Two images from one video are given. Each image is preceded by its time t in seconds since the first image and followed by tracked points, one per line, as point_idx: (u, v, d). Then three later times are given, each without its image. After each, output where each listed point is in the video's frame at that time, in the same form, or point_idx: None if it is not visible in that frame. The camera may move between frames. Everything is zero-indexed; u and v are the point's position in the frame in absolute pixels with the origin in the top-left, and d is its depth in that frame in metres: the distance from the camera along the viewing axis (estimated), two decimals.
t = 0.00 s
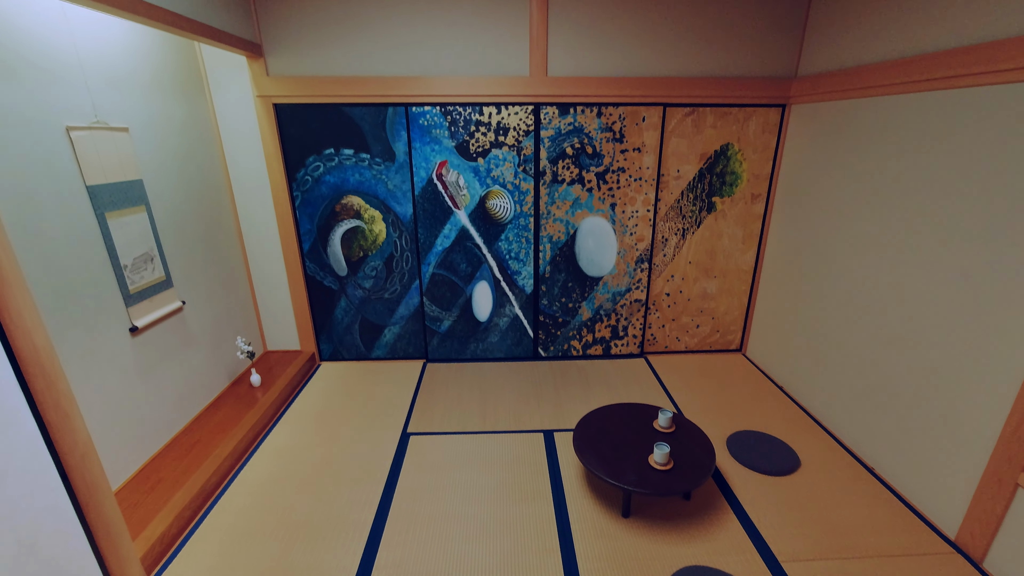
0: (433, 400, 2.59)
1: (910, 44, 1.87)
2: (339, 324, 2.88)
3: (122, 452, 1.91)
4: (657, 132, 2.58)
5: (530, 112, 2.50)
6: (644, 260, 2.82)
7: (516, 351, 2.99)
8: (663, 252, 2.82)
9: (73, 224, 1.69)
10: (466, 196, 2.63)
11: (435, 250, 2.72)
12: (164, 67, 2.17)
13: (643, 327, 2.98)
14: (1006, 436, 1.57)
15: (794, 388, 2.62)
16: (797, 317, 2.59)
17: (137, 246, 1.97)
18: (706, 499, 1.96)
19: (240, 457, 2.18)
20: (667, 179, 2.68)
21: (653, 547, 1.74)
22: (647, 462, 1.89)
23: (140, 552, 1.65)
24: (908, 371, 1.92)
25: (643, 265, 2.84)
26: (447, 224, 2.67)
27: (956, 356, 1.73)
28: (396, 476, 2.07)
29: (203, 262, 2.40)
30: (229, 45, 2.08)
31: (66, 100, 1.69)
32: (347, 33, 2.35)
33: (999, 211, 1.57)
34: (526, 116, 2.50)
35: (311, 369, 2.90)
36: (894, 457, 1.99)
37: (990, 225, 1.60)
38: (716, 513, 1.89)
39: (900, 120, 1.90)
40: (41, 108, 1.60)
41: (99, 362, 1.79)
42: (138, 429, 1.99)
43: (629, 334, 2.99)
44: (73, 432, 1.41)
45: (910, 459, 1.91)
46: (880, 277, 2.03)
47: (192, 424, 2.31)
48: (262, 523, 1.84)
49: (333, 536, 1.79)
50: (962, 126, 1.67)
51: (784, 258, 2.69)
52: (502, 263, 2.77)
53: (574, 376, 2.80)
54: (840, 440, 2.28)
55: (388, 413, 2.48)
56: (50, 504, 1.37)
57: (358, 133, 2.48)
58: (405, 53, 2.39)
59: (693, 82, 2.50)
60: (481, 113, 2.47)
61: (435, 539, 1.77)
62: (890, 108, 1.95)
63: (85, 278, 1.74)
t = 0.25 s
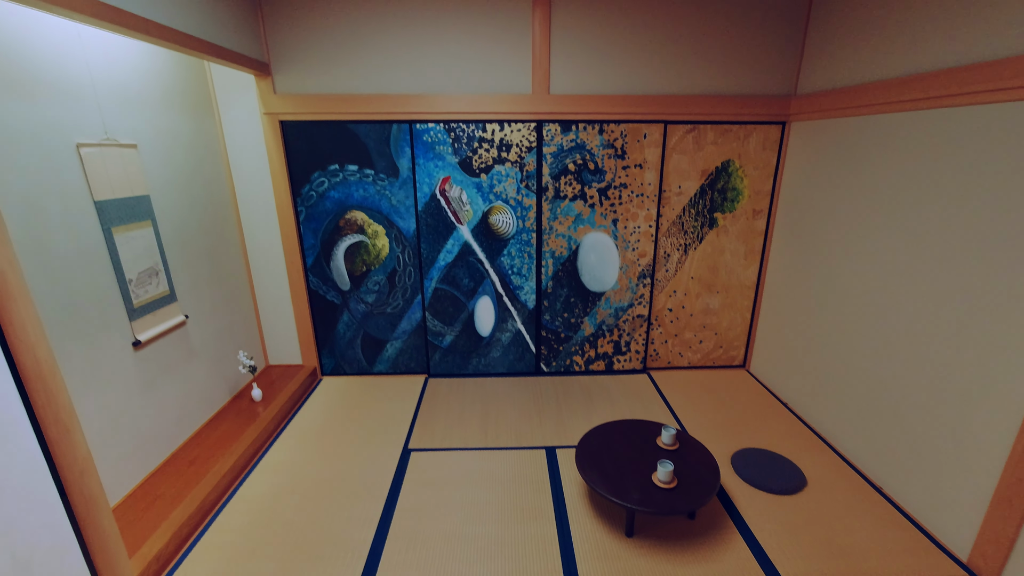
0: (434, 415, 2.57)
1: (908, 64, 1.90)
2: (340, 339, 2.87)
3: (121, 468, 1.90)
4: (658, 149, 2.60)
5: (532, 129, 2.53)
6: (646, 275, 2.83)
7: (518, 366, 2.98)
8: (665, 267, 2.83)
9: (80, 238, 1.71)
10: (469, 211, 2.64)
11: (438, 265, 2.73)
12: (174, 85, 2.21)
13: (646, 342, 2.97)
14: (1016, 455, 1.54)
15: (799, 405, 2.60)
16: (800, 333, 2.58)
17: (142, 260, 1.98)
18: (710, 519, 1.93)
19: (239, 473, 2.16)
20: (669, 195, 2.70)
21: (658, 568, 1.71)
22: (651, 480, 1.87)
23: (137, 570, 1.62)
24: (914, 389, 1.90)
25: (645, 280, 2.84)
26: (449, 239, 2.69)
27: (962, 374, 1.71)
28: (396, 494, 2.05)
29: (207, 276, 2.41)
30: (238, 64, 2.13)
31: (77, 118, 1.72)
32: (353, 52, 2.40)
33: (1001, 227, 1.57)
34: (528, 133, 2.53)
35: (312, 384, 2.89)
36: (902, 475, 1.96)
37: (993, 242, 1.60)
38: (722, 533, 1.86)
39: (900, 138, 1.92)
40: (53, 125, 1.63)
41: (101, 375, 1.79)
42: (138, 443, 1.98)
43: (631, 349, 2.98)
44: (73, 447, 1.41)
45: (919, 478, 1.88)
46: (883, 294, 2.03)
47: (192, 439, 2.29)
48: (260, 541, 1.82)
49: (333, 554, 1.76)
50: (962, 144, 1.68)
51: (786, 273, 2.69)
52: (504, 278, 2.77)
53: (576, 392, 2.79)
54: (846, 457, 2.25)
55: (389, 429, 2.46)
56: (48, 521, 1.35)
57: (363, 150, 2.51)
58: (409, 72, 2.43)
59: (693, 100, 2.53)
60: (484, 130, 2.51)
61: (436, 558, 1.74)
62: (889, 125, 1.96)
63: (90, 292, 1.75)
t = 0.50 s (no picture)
0: (439, 432, 2.55)
1: (909, 79, 1.91)
2: (345, 354, 2.87)
3: (126, 485, 1.89)
4: (661, 164, 2.62)
5: (536, 146, 2.55)
6: (651, 289, 2.82)
7: (523, 382, 2.97)
8: (670, 282, 2.82)
9: (90, 256, 1.73)
10: (474, 227, 2.66)
11: (442, 281, 2.74)
12: (186, 107, 2.26)
13: (652, 357, 2.95)
14: None
15: (808, 421, 2.56)
16: (807, 348, 2.56)
17: (151, 277, 2.01)
18: (720, 537, 1.89)
19: (243, 490, 2.15)
20: (672, 210, 2.71)
21: None
22: (659, 498, 1.84)
23: None
24: (926, 404, 1.87)
25: (650, 295, 2.83)
26: (454, 255, 2.70)
27: (975, 388, 1.68)
28: (401, 511, 2.02)
29: (214, 292, 2.43)
30: (249, 86, 2.18)
31: (91, 139, 1.76)
32: (361, 72, 2.45)
33: (1008, 240, 1.56)
34: (532, 149, 2.56)
35: (317, 400, 2.88)
36: (916, 493, 1.92)
37: (1000, 255, 1.59)
38: (732, 553, 1.82)
39: (904, 152, 1.93)
40: (68, 147, 1.67)
41: (109, 393, 1.80)
42: (143, 460, 1.98)
43: (637, 364, 2.96)
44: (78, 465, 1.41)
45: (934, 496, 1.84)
46: (891, 308, 2.01)
47: (196, 456, 2.28)
48: (263, 559, 1.80)
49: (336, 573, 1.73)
50: (966, 158, 1.68)
51: (793, 287, 2.67)
52: (509, 293, 2.78)
53: (582, 408, 2.76)
54: (858, 474, 2.21)
55: (394, 446, 2.45)
56: (51, 540, 1.35)
57: (369, 168, 2.55)
58: (415, 91, 2.47)
59: (696, 117, 2.56)
60: (488, 147, 2.54)
61: None
62: (892, 140, 1.97)
63: (100, 310, 1.77)
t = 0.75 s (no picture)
0: (442, 452, 2.52)
1: (907, 99, 1.94)
2: (348, 373, 2.86)
3: (124, 506, 1.87)
4: (663, 183, 2.64)
5: (538, 165, 2.58)
6: (654, 307, 2.82)
7: (526, 401, 2.94)
8: (673, 299, 2.82)
9: (95, 275, 1.74)
10: (477, 246, 2.67)
11: (445, 299, 2.74)
12: (195, 129, 2.31)
13: (656, 375, 2.93)
14: None
15: (816, 440, 2.52)
16: (813, 366, 2.53)
17: (155, 296, 2.02)
18: (729, 560, 1.84)
19: (242, 511, 2.12)
20: (675, 228, 2.72)
21: None
22: (665, 519, 1.80)
23: None
24: (936, 424, 1.84)
25: (653, 312, 2.82)
26: (457, 273, 2.71)
27: (985, 407, 1.66)
28: (402, 533, 1.99)
29: (217, 311, 2.44)
30: (256, 108, 2.22)
31: (101, 161, 1.79)
32: (366, 94, 2.49)
33: (1012, 258, 1.56)
34: (535, 169, 2.59)
35: (318, 419, 2.86)
36: (929, 515, 1.88)
37: (1005, 271, 1.59)
38: None
39: (904, 170, 1.94)
40: (78, 168, 1.70)
41: (111, 412, 1.79)
42: (142, 481, 1.96)
43: (641, 382, 2.93)
44: (76, 487, 1.40)
45: (947, 518, 1.80)
46: (897, 326, 2.00)
47: (196, 477, 2.26)
48: None
49: None
50: (966, 176, 1.69)
51: (797, 305, 2.66)
52: (512, 311, 2.77)
53: (586, 427, 2.73)
54: (869, 495, 2.16)
55: (396, 466, 2.42)
56: (45, 564, 1.33)
57: (373, 187, 2.58)
58: (419, 112, 2.52)
59: (696, 136, 2.58)
60: (491, 166, 2.56)
61: None
62: (892, 158, 1.99)
63: (104, 329, 1.78)
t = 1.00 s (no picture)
0: (442, 468, 2.50)
1: (904, 117, 1.96)
2: (348, 388, 2.84)
3: (120, 524, 1.84)
4: (663, 198, 2.66)
5: (539, 181, 2.60)
6: (655, 322, 2.81)
7: (527, 416, 2.92)
8: (674, 314, 2.81)
9: (97, 290, 1.75)
10: (478, 261, 2.68)
11: (446, 314, 2.74)
12: (200, 146, 2.34)
13: (657, 391, 2.91)
14: None
15: (820, 457, 2.49)
16: (816, 382, 2.52)
17: (156, 311, 2.02)
18: None
19: (239, 529, 2.08)
20: (675, 243, 2.73)
21: None
22: (668, 538, 1.77)
23: None
24: (941, 441, 1.82)
25: (655, 327, 2.82)
26: (458, 288, 2.71)
27: (990, 423, 1.64)
28: (400, 552, 1.95)
29: (218, 326, 2.43)
30: (261, 126, 2.25)
31: (107, 178, 1.81)
32: (369, 111, 2.52)
33: (1013, 274, 1.56)
34: (535, 185, 2.61)
35: (317, 435, 2.83)
36: (936, 535, 1.84)
37: (1004, 286, 1.59)
38: None
39: (904, 187, 1.95)
40: (83, 185, 1.71)
41: (109, 428, 1.78)
42: (139, 498, 1.93)
43: (642, 398, 2.92)
44: (70, 504, 1.38)
45: (955, 538, 1.77)
46: (900, 342, 1.99)
47: (192, 494, 2.23)
48: None
49: None
50: (965, 194, 1.70)
51: (798, 320, 2.66)
52: (513, 326, 2.77)
53: (587, 443, 2.71)
54: (875, 514, 2.13)
55: (395, 483, 2.39)
56: None
57: (375, 203, 2.59)
58: (421, 129, 2.55)
59: (695, 153, 2.61)
60: (492, 182, 2.59)
61: None
62: (891, 175, 2.00)
63: (104, 344, 1.77)
